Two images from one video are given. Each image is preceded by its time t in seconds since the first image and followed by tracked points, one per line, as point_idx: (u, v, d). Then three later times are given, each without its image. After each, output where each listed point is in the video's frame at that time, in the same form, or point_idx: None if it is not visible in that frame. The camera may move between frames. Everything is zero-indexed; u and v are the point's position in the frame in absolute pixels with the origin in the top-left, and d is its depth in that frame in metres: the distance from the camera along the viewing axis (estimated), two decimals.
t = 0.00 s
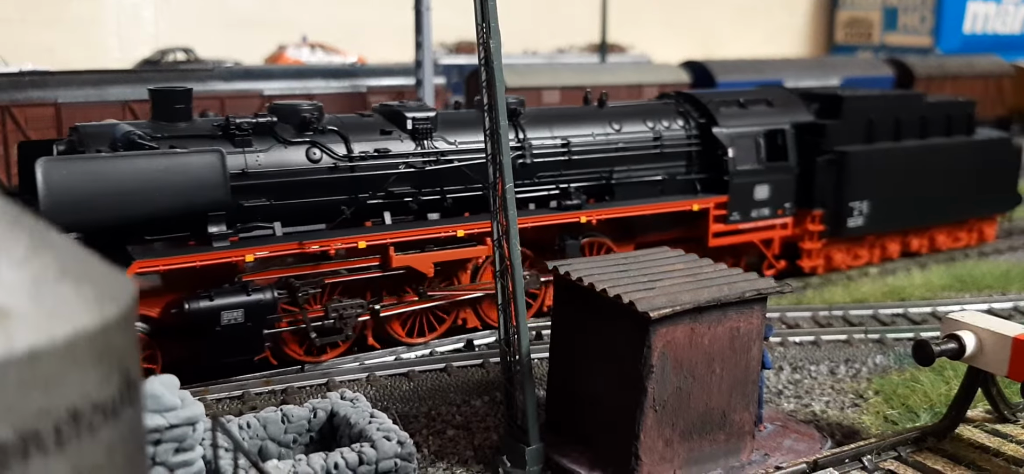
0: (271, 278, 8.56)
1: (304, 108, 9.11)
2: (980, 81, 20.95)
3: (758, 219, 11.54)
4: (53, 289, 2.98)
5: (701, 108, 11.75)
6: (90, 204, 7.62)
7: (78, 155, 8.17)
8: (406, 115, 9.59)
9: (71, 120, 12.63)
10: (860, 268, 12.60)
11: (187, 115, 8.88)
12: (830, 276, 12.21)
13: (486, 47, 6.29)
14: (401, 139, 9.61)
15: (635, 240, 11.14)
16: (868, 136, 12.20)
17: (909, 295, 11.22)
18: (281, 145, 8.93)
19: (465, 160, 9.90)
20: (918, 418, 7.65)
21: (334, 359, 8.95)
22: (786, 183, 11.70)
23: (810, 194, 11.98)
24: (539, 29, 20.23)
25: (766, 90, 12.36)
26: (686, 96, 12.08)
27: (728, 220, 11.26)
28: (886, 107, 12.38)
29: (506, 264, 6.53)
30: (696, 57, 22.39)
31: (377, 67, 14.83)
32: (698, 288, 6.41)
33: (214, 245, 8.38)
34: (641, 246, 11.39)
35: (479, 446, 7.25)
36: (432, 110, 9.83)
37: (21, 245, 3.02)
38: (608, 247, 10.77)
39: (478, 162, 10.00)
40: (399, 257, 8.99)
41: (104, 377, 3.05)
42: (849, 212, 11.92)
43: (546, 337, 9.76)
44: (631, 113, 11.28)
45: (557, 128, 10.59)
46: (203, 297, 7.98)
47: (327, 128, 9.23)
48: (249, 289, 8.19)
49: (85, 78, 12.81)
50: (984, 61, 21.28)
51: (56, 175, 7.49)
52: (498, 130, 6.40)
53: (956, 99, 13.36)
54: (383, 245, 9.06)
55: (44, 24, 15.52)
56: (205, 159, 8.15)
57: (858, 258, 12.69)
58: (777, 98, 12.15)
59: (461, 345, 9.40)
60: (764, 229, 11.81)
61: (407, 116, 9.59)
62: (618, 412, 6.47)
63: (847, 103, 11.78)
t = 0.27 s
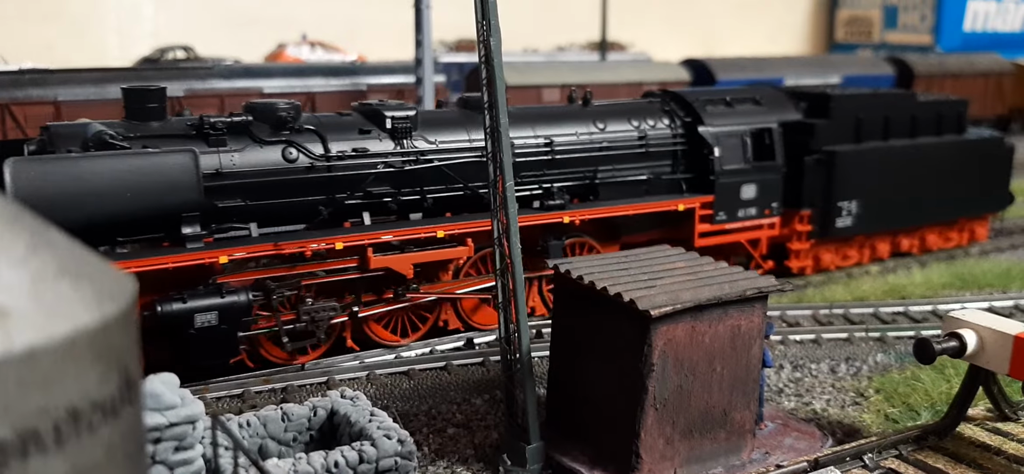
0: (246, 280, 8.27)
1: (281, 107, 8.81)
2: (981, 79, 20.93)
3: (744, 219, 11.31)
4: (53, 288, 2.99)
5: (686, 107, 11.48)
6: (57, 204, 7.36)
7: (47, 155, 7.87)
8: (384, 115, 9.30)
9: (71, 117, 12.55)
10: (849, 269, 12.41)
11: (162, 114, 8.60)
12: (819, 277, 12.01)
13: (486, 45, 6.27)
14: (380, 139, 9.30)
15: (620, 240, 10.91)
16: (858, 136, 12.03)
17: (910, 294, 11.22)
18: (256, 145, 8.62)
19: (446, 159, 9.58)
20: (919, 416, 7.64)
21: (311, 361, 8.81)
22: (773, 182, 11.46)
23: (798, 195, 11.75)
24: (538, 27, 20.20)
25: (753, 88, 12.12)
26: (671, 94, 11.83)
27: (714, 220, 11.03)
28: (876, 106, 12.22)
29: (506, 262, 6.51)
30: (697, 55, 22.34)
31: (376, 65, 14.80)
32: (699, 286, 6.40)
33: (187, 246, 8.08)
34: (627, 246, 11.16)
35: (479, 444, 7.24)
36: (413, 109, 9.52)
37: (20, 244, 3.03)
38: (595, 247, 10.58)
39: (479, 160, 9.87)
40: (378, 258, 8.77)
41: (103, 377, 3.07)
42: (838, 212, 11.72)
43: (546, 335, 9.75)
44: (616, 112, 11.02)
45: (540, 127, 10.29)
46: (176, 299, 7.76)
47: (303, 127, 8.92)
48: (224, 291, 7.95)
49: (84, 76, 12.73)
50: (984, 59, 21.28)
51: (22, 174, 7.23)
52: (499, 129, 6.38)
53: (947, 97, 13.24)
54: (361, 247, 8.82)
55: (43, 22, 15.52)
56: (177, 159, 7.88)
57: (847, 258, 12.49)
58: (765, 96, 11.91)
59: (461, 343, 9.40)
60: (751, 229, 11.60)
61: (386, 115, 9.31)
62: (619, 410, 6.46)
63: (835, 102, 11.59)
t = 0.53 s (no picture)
0: (226, 281, 8.24)
1: (263, 106, 8.81)
2: (982, 77, 20.93)
3: (732, 218, 11.26)
4: (55, 286, 2.99)
5: (674, 106, 11.41)
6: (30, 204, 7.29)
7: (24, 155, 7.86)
8: (366, 114, 9.25)
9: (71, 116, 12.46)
10: (840, 269, 12.31)
11: (140, 113, 8.50)
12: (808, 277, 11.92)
13: (488, 43, 6.27)
14: (362, 138, 9.26)
15: (608, 241, 10.81)
16: (848, 135, 11.93)
17: (910, 292, 11.22)
18: (236, 144, 8.59)
19: (429, 159, 9.49)
20: (920, 414, 7.65)
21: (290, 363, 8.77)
22: (761, 181, 11.41)
23: (787, 194, 11.68)
24: (539, 25, 20.18)
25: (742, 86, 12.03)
26: (658, 93, 11.76)
27: (702, 220, 10.97)
28: (866, 105, 12.11)
29: (508, 260, 6.51)
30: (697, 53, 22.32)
31: (377, 63, 14.78)
32: (700, 285, 6.41)
33: (165, 247, 8.01)
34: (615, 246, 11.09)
35: (480, 442, 7.24)
36: (395, 108, 9.49)
37: (23, 241, 3.03)
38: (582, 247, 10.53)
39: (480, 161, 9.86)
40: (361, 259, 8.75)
41: (106, 374, 3.07)
42: (827, 212, 11.65)
43: (547, 334, 9.76)
44: (602, 111, 10.93)
45: (525, 126, 10.18)
46: (154, 300, 7.66)
47: (282, 126, 8.89)
48: (202, 292, 7.88)
49: (85, 75, 12.65)
50: (985, 58, 21.30)
51: None
52: (500, 128, 6.38)
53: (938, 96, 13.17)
54: (343, 247, 8.79)
55: (43, 21, 15.52)
56: (155, 159, 7.81)
57: (838, 258, 12.41)
58: (752, 94, 11.81)
59: (462, 341, 9.40)
60: (740, 229, 11.55)
61: (368, 114, 9.25)
62: (620, 408, 6.47)
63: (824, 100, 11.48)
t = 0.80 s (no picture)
0: (204, 282, 8.14)
1: (241, 105, 8.69)
2: (982, 76, 20.92)
3: (720, 218, 11.15)
4: (55, 285, 2.99)
5: (662, 105, 11.25)
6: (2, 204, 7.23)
7: None
8: (347, 112, 9.14)
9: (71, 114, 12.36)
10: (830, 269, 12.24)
11: (117, 113, 8.43)
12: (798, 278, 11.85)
13: (489, 41, 6.25)
14: (342, 137, 9.18)
15: (594, 241, 10.81)
16: (838, 134, 11.79)
17: (911, 290, 11.21)
18: (213, 144, 8.53)
19: (412, 158, 9.43)
20: (920, 413, 7.64)
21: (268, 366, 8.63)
22: (749, 181, 11.30)
23: (775, 194, 11.56)
24: (539, 24, 20.17)
25: (730, 85, 11.90)
26: (645, 91, 11.60)
27: (689, 220, 10.88)
28: (856, 104, 11.94)
29: (509, 258, 6.50)
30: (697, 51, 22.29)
31: (377, 62, 14.75)
32: (701, 283, 6.41)
33: (142, 248, 7.95)
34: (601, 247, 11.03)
35: (481, 441, 7.24)
36: (376, 107, 9.38)
37: (22, 239, 3.03)
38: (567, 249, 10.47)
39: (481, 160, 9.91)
40: (341, 259, 8.63)
41: (106, 373, 3.07)
42: (817, 212, 11.54)
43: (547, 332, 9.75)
44: (588, 110, 10.83)
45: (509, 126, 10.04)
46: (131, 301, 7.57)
47: (261, 126, 8.80)
48: (178, 293, 7.78)
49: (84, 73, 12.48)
50: (985, 56, 21.31)
51: None
52: (500, 127, 6.37)
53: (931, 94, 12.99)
54: (323, 248, 8.68)
55: (42, 20, 15.50)
56: (130, 159, 7.73)
57: (828, 259, 12.33)
58: (741, 93, 11.68)
59: (462, 340, 9.40)
60: (729, 229, 11.46)
61: (348, 113, 9.14)
62: (620, 406, 6.46)
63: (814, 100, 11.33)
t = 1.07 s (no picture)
0: (183, 283, 8.06)
1: (221, 104, 8.66)
2: (982, 74, 20.96)
3: (709, 218, 11.10)
4: (55, 282, 2.98)
5: (649, 104, 11.18)
6: None
7: None
8: (328, 111, 9.05)
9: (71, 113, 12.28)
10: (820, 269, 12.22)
11: (94, 112, 8.37)
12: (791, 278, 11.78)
13: (489, 40, 6.24)
14: (324, 136, 9.09)
15: (581, 241, 10.73)
16: (828, 133, 11.75)
17: (911, 289, 11.21)
18: (191, 143, 8.48)
19: (395, 158, 9.34)
20: (920, 411, 7.64)
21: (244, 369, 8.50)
22: (737, 180, 11.23)
23: (764, 194, 11.53)
24: (538, 22, 20.16)
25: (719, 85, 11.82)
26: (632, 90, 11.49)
27: (677, 220, 10.83)
28: (846, 102, 11.89)
29: (510, 257, 6.49)
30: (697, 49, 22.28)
31: (377, 60, 14.74)
32: (701, 282, 6.40)
33: (119, 249, 7.91)
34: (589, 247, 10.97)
35: (481, 439, 7.24)
36: (358, 106, 9.29)
37: (22, 237, 3.03)
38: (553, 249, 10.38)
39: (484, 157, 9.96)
40: (321, 260, 8.52)
41: (107, 370, 3.07)
42: (806, 212, 11.51)
43: (547, 331, 9.75)
44: (575, 109, 10.74)
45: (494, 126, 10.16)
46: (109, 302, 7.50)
47: (241, 124, 8.74)
48: (155, 295, 7.68)
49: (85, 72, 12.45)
50: (986, 55, 21.31)
51: None
52: (501, 125, 6.37)
53: (922, 93, 12.92)
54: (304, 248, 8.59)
55: (42, 18, 15.48)
56: (107, 159, 7.70)
57: (818, 259, 12.31)
58: (730, 92, 11.62)
59: (462, 338, 9.39)
60: (717, 229, 11.39)
61: (330, 112, 9.05)
62: (620, 404, 6.47)
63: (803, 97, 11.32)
